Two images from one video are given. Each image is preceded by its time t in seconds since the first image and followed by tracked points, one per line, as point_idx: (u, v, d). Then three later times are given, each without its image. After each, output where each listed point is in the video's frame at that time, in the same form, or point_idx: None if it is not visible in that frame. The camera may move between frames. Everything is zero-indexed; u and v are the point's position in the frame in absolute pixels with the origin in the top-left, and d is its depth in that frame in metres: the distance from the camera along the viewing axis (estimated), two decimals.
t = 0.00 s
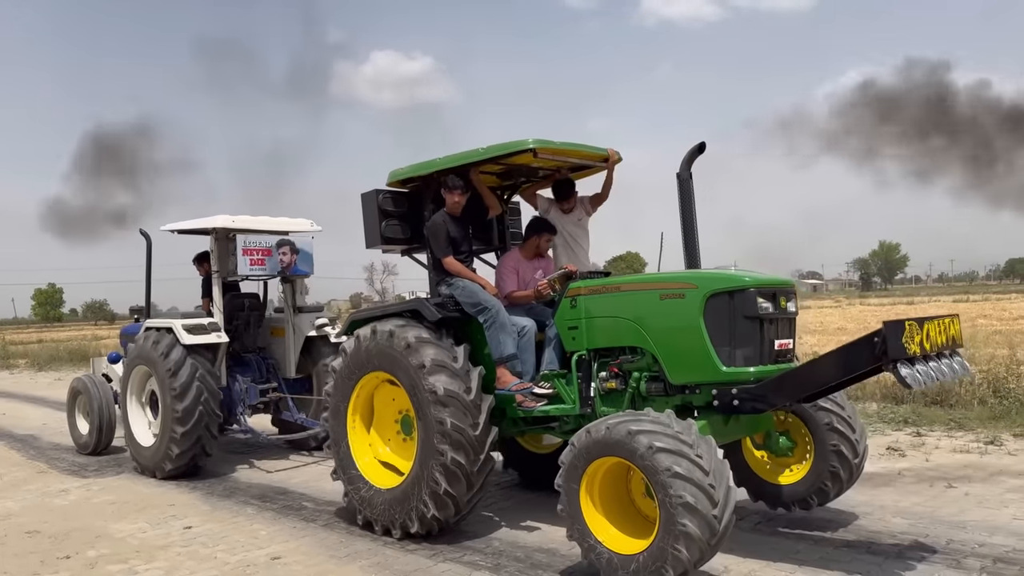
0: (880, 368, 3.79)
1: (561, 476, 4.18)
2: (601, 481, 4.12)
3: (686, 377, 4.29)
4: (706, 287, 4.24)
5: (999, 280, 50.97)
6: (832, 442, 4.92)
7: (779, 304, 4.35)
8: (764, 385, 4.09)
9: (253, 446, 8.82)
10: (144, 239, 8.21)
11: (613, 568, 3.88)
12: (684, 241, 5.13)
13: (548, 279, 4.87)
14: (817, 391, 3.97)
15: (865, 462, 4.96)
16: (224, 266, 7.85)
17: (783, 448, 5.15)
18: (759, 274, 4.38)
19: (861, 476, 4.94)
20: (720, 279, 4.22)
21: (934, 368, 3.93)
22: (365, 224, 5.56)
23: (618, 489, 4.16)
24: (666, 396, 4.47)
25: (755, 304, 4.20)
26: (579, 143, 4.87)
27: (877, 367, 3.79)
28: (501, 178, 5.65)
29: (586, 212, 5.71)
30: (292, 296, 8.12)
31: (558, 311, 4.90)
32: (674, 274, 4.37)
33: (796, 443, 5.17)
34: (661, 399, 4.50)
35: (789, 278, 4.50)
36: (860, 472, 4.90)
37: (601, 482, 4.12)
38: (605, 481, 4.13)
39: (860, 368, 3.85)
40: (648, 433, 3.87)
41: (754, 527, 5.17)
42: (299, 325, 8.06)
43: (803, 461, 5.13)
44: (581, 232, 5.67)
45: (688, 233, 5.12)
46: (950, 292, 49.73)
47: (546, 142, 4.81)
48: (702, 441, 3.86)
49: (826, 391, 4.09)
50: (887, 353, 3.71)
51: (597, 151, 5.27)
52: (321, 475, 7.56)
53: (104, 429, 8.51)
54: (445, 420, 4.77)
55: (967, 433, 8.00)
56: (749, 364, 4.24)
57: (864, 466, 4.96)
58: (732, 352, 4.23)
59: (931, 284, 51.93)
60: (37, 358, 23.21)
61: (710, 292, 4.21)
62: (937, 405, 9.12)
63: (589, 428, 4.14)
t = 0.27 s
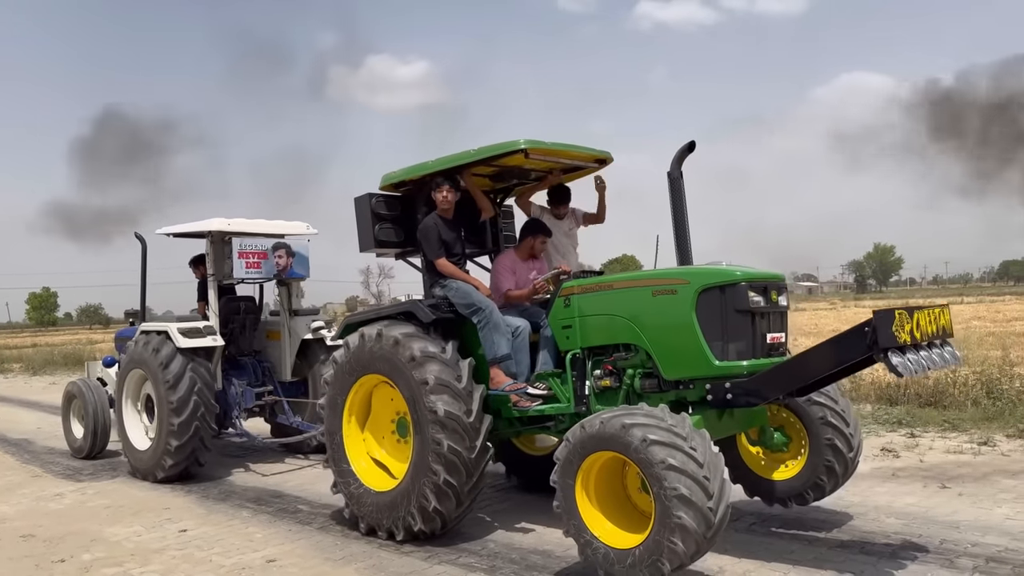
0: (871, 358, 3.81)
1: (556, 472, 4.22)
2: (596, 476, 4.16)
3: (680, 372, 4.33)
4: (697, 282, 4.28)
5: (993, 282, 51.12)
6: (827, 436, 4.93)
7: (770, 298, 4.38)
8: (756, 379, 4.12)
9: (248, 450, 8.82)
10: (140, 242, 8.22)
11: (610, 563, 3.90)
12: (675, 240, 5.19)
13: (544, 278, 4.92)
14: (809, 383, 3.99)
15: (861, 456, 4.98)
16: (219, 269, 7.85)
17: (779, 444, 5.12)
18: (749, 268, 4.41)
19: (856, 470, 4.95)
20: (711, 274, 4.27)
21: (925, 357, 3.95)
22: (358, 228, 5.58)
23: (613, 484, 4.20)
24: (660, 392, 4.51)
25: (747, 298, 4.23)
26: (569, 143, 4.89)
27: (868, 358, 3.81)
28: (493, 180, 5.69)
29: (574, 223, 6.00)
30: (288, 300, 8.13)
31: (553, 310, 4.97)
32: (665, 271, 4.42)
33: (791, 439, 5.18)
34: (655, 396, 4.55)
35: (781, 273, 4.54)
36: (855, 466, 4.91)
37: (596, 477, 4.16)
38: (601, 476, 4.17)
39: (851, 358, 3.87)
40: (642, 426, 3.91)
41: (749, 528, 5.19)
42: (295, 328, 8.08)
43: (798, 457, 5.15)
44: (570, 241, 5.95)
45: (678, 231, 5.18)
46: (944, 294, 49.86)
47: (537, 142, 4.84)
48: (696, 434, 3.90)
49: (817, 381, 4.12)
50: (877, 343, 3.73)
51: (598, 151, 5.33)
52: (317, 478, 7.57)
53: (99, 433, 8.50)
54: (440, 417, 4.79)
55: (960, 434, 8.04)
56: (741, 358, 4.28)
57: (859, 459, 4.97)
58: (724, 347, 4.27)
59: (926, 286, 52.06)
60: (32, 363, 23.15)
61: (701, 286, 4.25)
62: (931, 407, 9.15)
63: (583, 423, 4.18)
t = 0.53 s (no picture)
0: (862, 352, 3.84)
1: (551, 471, 4.23)
2: (591, 474, 4.17)
3: (674, 370, 4.34)
4: (690, 280, 4.31)
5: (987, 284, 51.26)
6: (822, 433, 4.95)
7: (762, 295, 4.45)
8: (748, 376, 4.16)
9: (243, 453, 8.80)
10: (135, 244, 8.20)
11: (605, 561, 3.91)
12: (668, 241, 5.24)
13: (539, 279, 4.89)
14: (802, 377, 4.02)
15: (856, 453, 4.99)
16: (215, 271, 7.84)
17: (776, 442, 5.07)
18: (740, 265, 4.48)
19: (852, 467, 4.96)
20: (703, 272, 4.30)
21: (917, 350, 3.98)
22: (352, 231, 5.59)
23: (608, 482, 4.21)
24: (655, 391, 4.52)
25: (738, 295, 4.30)
26: (561, 143, 4.89)
27: (860, 352, 3.84)
28: (486, 183, 5.70)
29: (565, 227, 6.05)
30: (282, 301, 8.09)
31: (547, 312, 4.97)
32: (658, 270, 4.44)
33: (786, 437, 5.19)
34: (649, 395, 4.55)
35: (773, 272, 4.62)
36: (851, 463, 4.93)
37: (591, 475, 4.17)
38: (595, 473, 4.18)
39: (843, 352, 3.90)
40: (635, 423, 3.93)
41: (743, 531, 5.20)
42: (290, 330, 8.04)
43: (793, 455, 5.16)
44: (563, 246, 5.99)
45: (672, 231, 5.24)
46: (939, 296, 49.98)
47: (529, 144, 4.84)
48: (690, 430, 3.91)
49: (809, 375, 4.16)
50: (869, 337, 3.76)
51: (589, 152, 5.33)
52: (312, 481, 7.56)
53: (93, 436, 8.47)
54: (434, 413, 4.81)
55: (954, 436, 8.06)
56: (734, 355, 4.33)
57: (854, 457, 4.99)
58: (717, 344, 4.31)
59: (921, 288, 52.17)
60: (26, 364, 23.06)
61: (694, 283, 4.28)
62: (925, 409, 9.17)
63: (577, 422, 4.19)
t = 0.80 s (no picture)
0: (861, 342, 3.84)
1: (550, 465, 4.23)
2: (591, 466, 4.17)
3: (673, 364, 4.34)
4: (688, 274, 4.31)
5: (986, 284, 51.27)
6: (820, 427, 4.95)
7: (761, 288, 4.45)
8: (747, 369, 4.16)
9: (240, 450, 8.79)
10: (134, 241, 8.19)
11: (605, 553, 3.91)
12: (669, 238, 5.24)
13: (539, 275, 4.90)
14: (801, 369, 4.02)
15: (855, 447, 4.99)
16: (213, 268, 7.84)
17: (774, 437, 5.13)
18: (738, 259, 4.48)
19: (851, 461, 4.95)
20: (701, 265, 4.30)
21: (916, 340, 3.98)
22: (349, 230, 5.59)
23: (608, 475, 4.22)
24: (654, 385, 4.51)
25: (737, 288, 4.29)
26: (558, 139, 4.89)
27: (859, 342, 3.83)
28: (483, 181, 5.70)
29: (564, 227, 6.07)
30: (282, 300, 8.10)
31: (545, 307, 4.97)
32: (656, 264, 4.44)
33: (786, 432, 5.19)
34: (648, 389, 4.55)
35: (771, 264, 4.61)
36: (850, 457, 4.92)
37: (591, 467, 4.17)
38: (595, 465, 4.18)
39: (842, 343, 3.90)
40: (635, 415, 3.93)
41: (740, 530, 5.20)
42: (289, 328, 8.02)
43: (792, 450, 5.16)
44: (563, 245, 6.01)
45: (670, 226, 5.23)
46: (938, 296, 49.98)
47: (526, 139, 4.83)
48: (689, 422, 3.91)
49: (807, 367, 4.16)
50: (868, 327, 3.76)
51: (587, 149, 5.34)
52: (310, 479, 7.55)
53: (90, 432, 8.46)
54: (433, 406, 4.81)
55: (952, 437, 8.06)
56: (734, 348, 4.32)
57: (853, 451, 4.98)
58: (716, 337, 4.30)
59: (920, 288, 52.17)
60: (24, 360, 23.05)
61: (692, 277, 4.28)
62: (923, 409, 9.18)
63: (576, 414, 4.20)
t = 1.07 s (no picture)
0: (866, 333, 3.84)
1: (555, 456, 4.24)
2: (595, 458, 4.18)
3: (678, 356, 4.33)
4: (692, 266, 4.30)
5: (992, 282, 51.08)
6: (825, 419, 4.95)
7: (765, 279, 4.46)
8: (751, 361, 4.16)
9: (244, 442, 8.82)
10: (139, 233, 8.22)
11: (610, 544, 3.92)
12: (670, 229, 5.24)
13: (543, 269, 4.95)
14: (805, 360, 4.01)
15: (858, 440, 4.99)
16: (218, 260, 7.86)
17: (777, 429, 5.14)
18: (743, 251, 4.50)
19: (855, 454, 4.95)
20: (706, 257, 4.30)
21: (921, 331, 3.97)
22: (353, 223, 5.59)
23: (612, 466, 4.23)
24: (658, 376, 4.51)
25: (742, 279, 4.31)
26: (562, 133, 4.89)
27: (864, 332, 3.83)
28: (486, 175, 5.70)
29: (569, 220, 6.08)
30: (286, 291, 8.10)
31: (549, 301, 4.98)
32: (659, 257, 4.43)
33: (789, 425, 5.20)
34: (652, 380, 4.55)
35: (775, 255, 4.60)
36: (854, 449, 4.92)
37: (595, 458, 4.18)
38: (600, 457, 4.19)
39: (846, 334, 3.89)
40: (639, 406, 3.94)
41: (742, 526, 5.21)
42: (293, 321, 8.09)
43: (796, 443, 5.16)
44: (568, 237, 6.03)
45: (672, 220, 5.24)
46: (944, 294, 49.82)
47: (531, 133, 4.83)
48: (694, 413, 3.91)
49: (812, 359, 4.16)
50: (872, 317, 3.76)
51: (592, 143, 5.34)
52: (314, 471, 7.58)
53: (96, 423, 8.50)
54: (438, 396, 4.83)
55: (956, 435, 8.04)
56: (738, 340, 4.32)
57: (857, 444, 4.98)
58: (721, 329, 4.31)
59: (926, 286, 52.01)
60: (31, 351, 23.17)
61: (697, 269, 4.27)
62: (927, 407, 9.17)
63: (581, 406, 4.21)
